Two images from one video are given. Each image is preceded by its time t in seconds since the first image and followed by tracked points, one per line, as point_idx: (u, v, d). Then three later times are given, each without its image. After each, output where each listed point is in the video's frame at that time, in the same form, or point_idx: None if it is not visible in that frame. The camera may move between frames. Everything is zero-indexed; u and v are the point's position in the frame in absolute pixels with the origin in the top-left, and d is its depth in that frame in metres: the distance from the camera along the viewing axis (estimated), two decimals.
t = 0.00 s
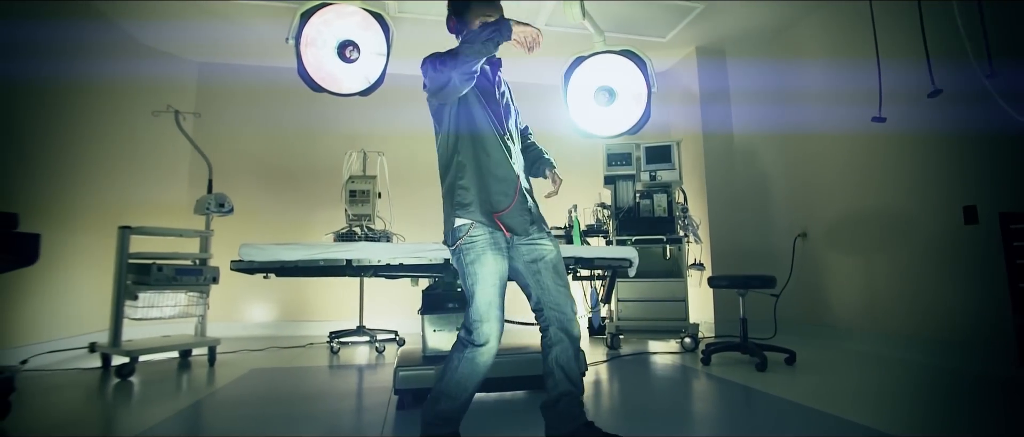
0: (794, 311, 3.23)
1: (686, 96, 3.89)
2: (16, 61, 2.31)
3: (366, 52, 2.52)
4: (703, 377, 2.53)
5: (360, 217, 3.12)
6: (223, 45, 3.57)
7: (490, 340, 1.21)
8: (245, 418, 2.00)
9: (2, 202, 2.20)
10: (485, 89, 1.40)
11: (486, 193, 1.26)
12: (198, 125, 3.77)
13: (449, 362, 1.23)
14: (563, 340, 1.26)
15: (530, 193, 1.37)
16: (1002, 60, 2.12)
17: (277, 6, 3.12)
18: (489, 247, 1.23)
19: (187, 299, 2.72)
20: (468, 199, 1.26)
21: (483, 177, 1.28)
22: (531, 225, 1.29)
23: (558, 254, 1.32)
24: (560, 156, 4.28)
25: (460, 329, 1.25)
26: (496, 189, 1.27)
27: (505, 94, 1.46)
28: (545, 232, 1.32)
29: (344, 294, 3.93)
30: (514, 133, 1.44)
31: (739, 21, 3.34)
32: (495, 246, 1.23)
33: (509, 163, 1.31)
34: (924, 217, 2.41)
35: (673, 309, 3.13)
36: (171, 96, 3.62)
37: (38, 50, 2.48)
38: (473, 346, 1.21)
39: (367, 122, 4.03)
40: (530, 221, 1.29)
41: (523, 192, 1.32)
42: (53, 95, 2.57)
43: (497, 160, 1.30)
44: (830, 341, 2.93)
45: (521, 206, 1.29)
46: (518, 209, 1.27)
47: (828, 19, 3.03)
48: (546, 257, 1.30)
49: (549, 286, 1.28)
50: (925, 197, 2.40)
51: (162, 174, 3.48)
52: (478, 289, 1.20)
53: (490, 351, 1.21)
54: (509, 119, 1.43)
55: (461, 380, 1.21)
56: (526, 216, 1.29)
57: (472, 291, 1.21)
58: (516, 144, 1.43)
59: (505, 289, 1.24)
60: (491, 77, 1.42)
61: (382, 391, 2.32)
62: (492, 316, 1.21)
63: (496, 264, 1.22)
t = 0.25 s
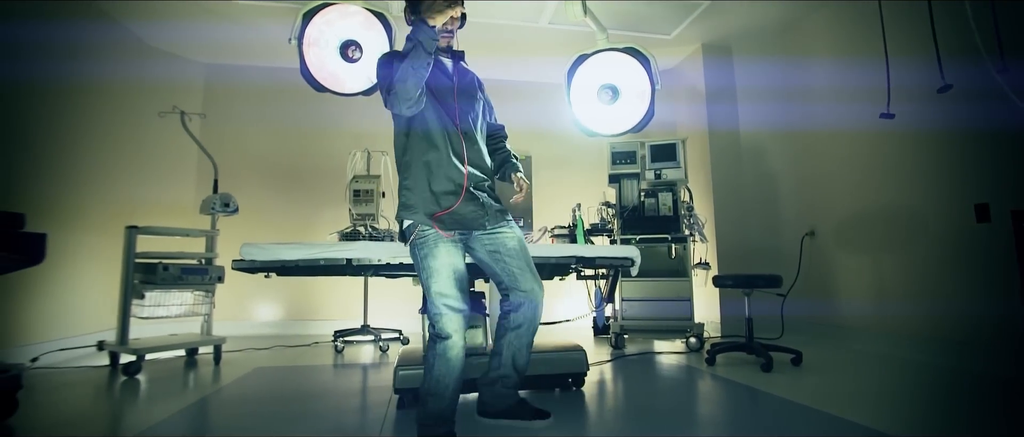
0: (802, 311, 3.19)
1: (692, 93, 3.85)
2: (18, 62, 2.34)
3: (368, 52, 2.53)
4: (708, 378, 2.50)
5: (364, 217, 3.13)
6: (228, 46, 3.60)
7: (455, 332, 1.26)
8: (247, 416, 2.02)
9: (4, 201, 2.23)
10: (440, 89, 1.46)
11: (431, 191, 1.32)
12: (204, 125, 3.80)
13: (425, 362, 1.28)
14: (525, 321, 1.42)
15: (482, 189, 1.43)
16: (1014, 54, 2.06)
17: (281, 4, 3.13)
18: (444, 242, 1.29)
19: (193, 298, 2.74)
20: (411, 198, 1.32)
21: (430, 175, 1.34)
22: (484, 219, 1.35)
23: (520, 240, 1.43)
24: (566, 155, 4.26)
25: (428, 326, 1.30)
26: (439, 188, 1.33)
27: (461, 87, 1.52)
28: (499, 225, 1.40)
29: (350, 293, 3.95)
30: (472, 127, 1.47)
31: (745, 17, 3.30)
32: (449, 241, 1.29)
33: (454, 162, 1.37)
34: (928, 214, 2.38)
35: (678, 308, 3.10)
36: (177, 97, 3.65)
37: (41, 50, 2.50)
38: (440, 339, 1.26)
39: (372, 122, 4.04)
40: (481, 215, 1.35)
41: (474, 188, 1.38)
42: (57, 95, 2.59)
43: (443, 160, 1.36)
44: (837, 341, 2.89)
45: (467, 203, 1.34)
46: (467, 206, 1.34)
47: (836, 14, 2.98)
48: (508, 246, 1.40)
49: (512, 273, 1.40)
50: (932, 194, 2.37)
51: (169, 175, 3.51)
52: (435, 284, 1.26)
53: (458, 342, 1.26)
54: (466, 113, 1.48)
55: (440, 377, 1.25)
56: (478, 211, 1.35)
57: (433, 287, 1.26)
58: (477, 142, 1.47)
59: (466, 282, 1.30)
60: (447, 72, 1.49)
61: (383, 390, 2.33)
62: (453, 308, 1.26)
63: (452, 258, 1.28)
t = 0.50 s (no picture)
0: (815, 312, 3.13)
1: (703, 91, 3.80)
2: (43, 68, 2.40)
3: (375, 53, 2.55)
4: (719, 380, 2.46)
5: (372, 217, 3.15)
6: (240, 49, 3.65)
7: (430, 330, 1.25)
8: (254, 413, 2.04)
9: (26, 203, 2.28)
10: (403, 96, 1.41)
11: (395, 192, 1.31)
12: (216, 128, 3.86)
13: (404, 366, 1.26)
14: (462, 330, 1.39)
15: (450, 188, 1.41)
16: None
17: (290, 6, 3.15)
18: (410, 240, 1.27)
19: (205, 297, 2.79)
20: (377, 200, 1.31)
21: (395, 176, 1.32)
22: (445, 221, 1.34)
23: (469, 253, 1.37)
24: (575, 154, 4.24)
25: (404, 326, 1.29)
26: (403, 188, 1.32)
27: (430, 86, 1.48)
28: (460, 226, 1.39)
29: (359, 293, 3.97)
30: (440, 126, 1.45)
31: (757, 12, 3.24)
32: (417, 239, 1.28)
33: (420, 163, 1.35)
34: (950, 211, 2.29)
35: (688, 309, 3.06)
36: (190, 101, 3.71)
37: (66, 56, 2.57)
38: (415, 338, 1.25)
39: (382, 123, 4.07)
40: (444, 216, 1.35)
41: (439, 188, 1.37)
42: (77, 99, 2.65)
43: (407, 161, 1.34)
44: (852, 343, 2.82)
45: (432, 204, 1.34)
46: (432, 206, 1.33)
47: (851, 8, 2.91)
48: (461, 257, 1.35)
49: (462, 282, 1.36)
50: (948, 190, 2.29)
51: (182, 177, 3.57)
52: (404, 283, 1.24)
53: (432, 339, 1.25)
54: (434, 113, 1.45)
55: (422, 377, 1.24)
56: (442, 211, 1.34)
57: (402, 286, 1.24)
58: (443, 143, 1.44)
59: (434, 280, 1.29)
60: (413, 72, 1.46)
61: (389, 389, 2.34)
62: (426, 306, 1.26)
63: (420, 256, 1.26)
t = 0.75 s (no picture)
0: (834, 313, 3.04)
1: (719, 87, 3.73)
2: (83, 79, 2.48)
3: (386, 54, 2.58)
4: (736, 383, 2.41)
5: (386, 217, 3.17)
6: (258, 52, 3.72)
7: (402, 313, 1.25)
8: (270, 411, 2.08)
9: (62, 208, 2.36)
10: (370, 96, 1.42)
11: (361, 186, 1.31)
12: (234, 131, 3.94)
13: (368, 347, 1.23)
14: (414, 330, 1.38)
15: (417, 190, 1.44)
16: None
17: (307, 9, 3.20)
18: (385, 227, 1.29)
19: (223, 296, 2.86)
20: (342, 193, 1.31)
21: (360, 173, 1.34)
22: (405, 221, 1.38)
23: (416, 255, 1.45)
24: (588, 153, 4.21)
25: (369, 310, 1.28)
26: (367, 183, 1.32)
27: (397, 90, 1.49)
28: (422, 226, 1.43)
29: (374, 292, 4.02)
30: (406, 129, 1.47)
31: (775, 6, 3.16)
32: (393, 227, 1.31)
33: (385, 164, 1.37)
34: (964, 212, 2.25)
35: (704, 309, 3.00)
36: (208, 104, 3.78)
37: (106, 68, 2.65)
38: (386, 321, 1.24)
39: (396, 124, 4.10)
40: (408, 214, 1.39)
41: (405, 188, 1.39)
42: (112, 107, 2.73)
43: (372, 160, 1.35)
44: (875, 345, 2.73)
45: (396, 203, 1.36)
46: (399, 203, 1.37)
47: None
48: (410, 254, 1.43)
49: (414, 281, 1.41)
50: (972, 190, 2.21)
51: (201, 178, 3.66)
52: (382, 265, 1.25)
53: (404, 322, 1.25)
54: (400, 115, 1.46)
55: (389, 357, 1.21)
56: (407, 208, 1.39)
57: (378, 267, 1.25)
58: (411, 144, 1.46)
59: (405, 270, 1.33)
60: (380, 76, 1.47)
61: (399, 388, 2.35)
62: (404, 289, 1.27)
63: (394, 241, 1.28)
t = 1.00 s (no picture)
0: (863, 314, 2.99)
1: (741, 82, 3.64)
2: (105, 83, 2.56)
3: (402, 56, 2.62)
4: (759, 385, 2.34)
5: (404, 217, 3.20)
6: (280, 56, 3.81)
7: (355, 319, 1.28)
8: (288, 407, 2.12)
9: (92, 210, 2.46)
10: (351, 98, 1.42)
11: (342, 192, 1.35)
12: (257, 133, 4.04)
13: (311, 337, 1.26)
14: (375, 344, 1.37)
15: (399, 192, 1.44)
16: None
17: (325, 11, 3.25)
18: (358, 233, 1.31)
19: (247, 295, 2.94)
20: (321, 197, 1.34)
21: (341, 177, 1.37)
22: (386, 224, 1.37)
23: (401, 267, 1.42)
24: (606, 151, 4.17)
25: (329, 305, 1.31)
26: (347, 189, 1.36)
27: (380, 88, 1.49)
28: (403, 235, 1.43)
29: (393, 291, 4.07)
30: (389, 128, 1.47)
31: None
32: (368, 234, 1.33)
33: (365, 167, 1.39)
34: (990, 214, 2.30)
35: (724, 309, 2.93)
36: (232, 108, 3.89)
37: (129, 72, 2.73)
38: (338, 322, 1.27)
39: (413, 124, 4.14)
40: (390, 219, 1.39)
41: (385, 192, 1.40)
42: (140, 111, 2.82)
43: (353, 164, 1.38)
44: (906, 347, 2.63)
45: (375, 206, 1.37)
46: (376, 209, 1.37)
47: None
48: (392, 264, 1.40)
49: (390, 294, 1.40)
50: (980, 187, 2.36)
51: (225, 180, 3.76)
52: (346, 268, 1.28)
53: (354, 329, 1.27)
54: (382, 114, 1.46)
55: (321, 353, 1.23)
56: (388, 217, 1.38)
57: (342, 270, 1.28)
58: (393, 147, 1.46)
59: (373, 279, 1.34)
60: (362, 77, 1.47)
61: (413, 386, 2.36)
62: (362, 298, 1.29)
63: (363, 250, 1.31)
